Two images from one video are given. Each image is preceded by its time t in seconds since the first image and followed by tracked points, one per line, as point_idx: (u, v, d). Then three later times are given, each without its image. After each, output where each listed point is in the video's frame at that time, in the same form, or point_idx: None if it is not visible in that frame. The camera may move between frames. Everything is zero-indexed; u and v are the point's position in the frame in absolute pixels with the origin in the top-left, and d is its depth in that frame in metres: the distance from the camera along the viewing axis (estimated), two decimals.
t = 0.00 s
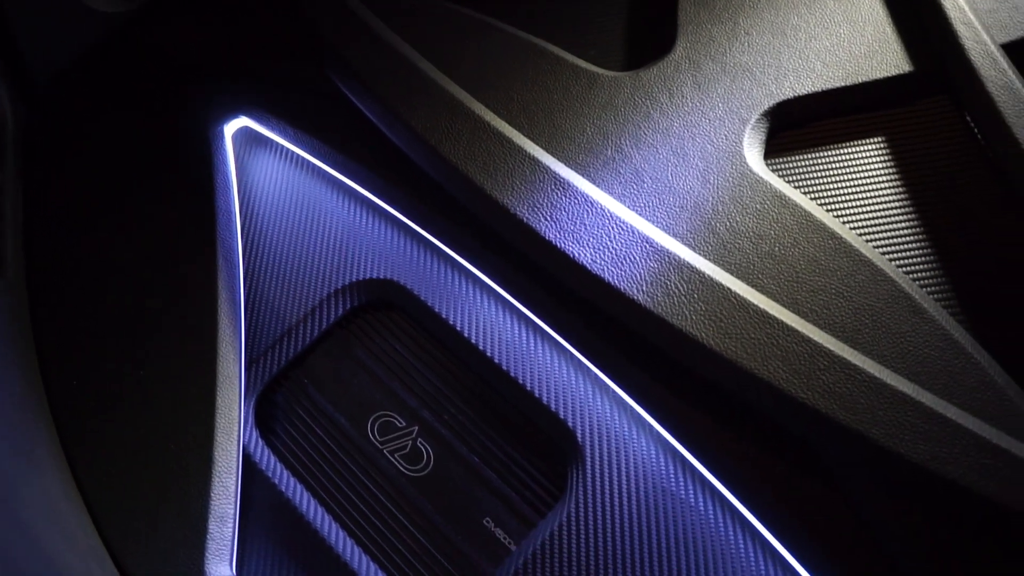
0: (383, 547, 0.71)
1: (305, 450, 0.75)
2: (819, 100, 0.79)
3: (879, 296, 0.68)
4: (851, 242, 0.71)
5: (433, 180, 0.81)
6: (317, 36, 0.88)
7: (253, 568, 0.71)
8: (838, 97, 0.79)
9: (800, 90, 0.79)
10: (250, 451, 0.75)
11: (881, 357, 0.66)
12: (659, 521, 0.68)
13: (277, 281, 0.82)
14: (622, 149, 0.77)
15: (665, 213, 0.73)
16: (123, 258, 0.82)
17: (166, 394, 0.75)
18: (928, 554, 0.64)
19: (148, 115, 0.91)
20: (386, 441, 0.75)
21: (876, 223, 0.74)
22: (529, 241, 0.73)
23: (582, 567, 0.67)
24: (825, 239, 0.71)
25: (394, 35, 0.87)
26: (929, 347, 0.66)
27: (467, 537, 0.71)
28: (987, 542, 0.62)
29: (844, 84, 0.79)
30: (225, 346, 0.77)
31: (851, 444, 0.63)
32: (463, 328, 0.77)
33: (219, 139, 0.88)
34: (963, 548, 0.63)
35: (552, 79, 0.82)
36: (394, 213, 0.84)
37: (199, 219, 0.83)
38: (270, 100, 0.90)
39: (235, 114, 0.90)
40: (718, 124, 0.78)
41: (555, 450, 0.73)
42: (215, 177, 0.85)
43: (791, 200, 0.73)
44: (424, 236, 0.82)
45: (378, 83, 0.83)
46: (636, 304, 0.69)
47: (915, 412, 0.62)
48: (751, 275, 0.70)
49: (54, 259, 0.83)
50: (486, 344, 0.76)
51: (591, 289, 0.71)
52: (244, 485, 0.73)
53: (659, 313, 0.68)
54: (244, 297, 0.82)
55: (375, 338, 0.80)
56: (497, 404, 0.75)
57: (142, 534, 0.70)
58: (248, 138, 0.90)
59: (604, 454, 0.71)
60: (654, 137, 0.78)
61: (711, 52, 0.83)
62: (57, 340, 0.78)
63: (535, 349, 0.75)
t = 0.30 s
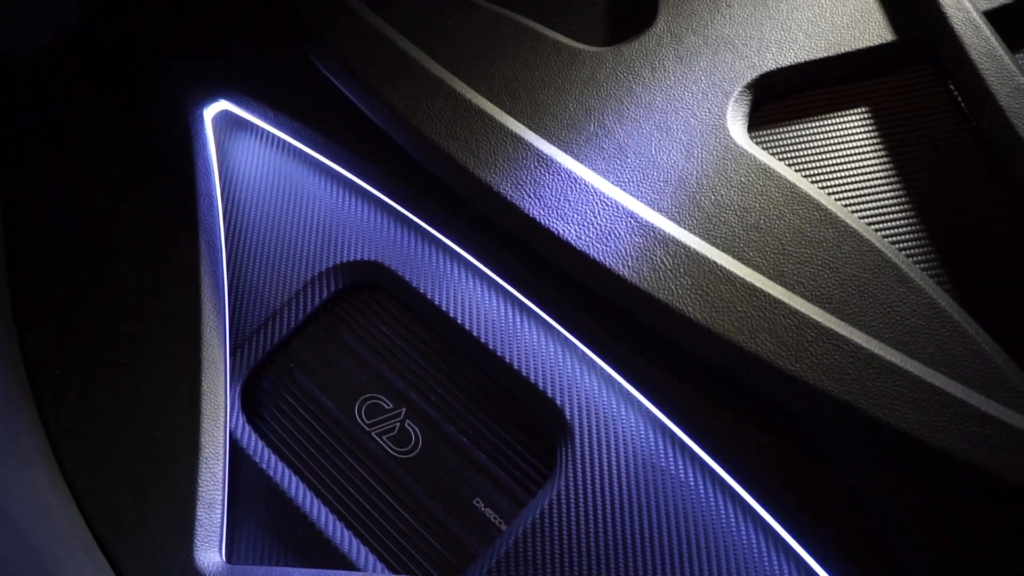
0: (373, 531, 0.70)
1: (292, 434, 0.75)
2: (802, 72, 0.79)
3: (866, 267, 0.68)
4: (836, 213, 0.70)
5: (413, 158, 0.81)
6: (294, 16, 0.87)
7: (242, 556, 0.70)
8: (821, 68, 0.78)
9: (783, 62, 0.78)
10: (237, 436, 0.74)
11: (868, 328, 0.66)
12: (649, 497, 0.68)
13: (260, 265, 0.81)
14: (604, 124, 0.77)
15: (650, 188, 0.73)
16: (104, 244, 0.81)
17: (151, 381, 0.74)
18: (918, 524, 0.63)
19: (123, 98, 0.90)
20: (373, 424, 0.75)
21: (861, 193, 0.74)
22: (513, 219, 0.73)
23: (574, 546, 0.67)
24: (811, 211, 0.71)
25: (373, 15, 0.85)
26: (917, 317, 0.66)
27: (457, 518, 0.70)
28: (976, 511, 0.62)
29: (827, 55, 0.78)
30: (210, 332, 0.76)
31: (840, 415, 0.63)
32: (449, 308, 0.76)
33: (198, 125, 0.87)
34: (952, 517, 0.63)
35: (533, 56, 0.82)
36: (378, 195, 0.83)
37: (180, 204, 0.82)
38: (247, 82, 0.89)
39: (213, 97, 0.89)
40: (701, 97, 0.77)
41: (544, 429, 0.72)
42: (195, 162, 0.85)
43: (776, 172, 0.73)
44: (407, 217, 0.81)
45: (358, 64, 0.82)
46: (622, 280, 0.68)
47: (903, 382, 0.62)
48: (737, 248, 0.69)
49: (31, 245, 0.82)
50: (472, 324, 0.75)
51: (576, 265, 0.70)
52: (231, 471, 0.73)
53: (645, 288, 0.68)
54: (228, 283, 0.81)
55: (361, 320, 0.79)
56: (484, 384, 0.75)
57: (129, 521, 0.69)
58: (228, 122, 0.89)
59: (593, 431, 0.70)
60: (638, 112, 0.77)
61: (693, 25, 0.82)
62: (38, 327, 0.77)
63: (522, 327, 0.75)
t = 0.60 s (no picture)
0: (365, 519, 0.70)
1: (282, 424, 0.74)
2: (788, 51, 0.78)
3: (854, 244, 0.68)
4: (824, 190, 0.70)
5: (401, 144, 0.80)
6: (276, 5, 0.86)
7: (235, 547, 0.68)
8: (806, 47, 0.78)
9: (768, 41, 0.78)
10: (227, 428, 0.73)
11: (858, 305, 0.66)
12: (643, 479, 0.68)
13: (245, 254, 0.81)
14: (590, 107, 0.76)
15: (636, 169, 0.73)
16: (85, 230, 0.79)
17: (137, 371, 0.73)
18: (910, 499, 0.63)
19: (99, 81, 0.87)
20: (363, 412, 0.74)
21: (848, 170, 0.74)
22: (501, 203, 0.72)
23: (568, 529, 0.66)
24: (798, 188, 0.71)
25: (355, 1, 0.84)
26: (906, 293, 0.66)
27: (450, 505, 0.70)
28: (967, 484, 0.62)
29: (812, 33, 0.78)
30: (197, 324, 0.75)
31: (831, 393, 0.63)
32: (438, 294, 0.76)
33: (181, 116, 0.86)
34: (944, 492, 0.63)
35: (516, 39, 0.81)
36: (365, 182, 0.83)
37: (163, 193, 0.81)
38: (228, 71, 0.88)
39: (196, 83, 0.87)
40: (686, 77, 0.77)
41: (535, 413, 0.72)
42: (178, 151, 0.83)
43: (763, 150, 0.72)
44: (394, 204, 0.81)
45: (341, 50, 0.81)
46: (611, 262, 0.68)
47: (894, 358, 0.62)
48: (725, 228, 0.69)
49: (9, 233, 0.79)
50: (461, 309, 0.75)
51: (565, 248, 0.70)
52: (221, 462, 0.72)
53: (635, 269, 0.67)
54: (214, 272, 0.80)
55: (349, 308, 0.79)
56: (474, 370, 0.75)
57: (118, 512, 0.67)
58: (211, 113, 0.88)
59: (585, 414, 0.70)
60: (623, 94, 0.77)
61: (677, 6, 0.82)
62: (18, 315, 0.75)
63: (511, 312, 0.75)
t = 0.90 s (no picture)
0: (358, 511, 0.69)
1: (272, 416, 0.74)
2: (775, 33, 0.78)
3: (845, 224, 0.68)
4: (812, 171, 0.70)
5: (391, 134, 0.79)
6: None
7: (228, 542, 0.67)
8: (792, 28, 0.78)
9: (754, 23, 0.78)
10: (217, 422, 0.72)
11: (849, 284, 0.66)
12: (637, 464, 0.67)
13: (232, 246, 0.80)
14: (577, 92, 0.76)
15: (624, 153, 0.72)
16: (68, 222, 0.78)
17: (124, 366, 0.72)
18: (907, 478, 0.63)
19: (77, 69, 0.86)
20: (354, 403, 0.74)
21: (837, 150, 0.73)
22: (489, 190, 0.72)
23: (563, 515, 0.66)
24: (787, 170, 0.70)
25: None
26: (897, 273, 0.66)
27: (444, 495, 0.70)
28: (962, 462, 0.62)
29: (798, 15, 0.78)
30: (185, 317, 0.74)
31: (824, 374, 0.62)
32: (427, 283, 0.76)
33: (165, 107, 0.85)
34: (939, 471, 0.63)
35: (501, 26, 0.81)
36: (352, 173, 0.82)
37: (148, 186, 0.80)
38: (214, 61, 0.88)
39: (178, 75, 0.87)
40: (673, 61, 0.77)
41: (528, 400, 0.72)
42: (162, 144, 0.82)
43: (751, 133, 0.72)
44: (382, 194, 0.81)
45: (325, 38, 0.80)
46: (601, 246, 0.67)
47: (887, 337, 0.62)
48: (714, 210, 0.69)
49: None
50: (451, 298, 0.75)
51: (554, 233, 0.70)
52: (213, 456, 0.71)
53: (625, 253, 0.67)
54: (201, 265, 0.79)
55: (338, 299, 0.78)
56: (466, 358, 0.74)
57: (109, 508, 0.66)
58: (196, 105, 0.87)
59: (578, 400, 0.70)
60: (610, 79, 0.77)
61: None
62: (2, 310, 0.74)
63: (501, 299, 0.74)
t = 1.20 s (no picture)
0: (354, 505, 0.69)
1: (264, 411, 0.73)
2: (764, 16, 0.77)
3: (837, 206, 0.68)
4: (803, 153, 0.70)
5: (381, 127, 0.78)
6: None
7: (222, 538, 0.67)
8: (780, 11, 0.77)
9: (742, 6, 0.77)
10: (209, 418, 0.72)
11: (843, 266, 0.65)
12: (634, 451, 0.67)
13: (220, 241, 0.79)
14: (565, 79, 0.76)
15: (614, 139, 0.72)
16: (53, 220, 0.77)
17: (113, 364, 0.71)
18: (905, 460, 0.63)
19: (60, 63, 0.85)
20: (347, 397, 0.73)
21: (827, 132, 0.73)
22: (478, 178, 0.71)
23: (560, 505, 0.65)
24: (778, 153, 0.70)
25: None
26: (890, 254, 0.66)
27: (439, 487, 0.69)
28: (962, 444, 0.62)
29: None
30: (174, 313, 0.73)
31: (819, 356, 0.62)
32: (418, 274, 0.75)
33: (149, 102, 0.84)
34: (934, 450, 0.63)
35: (487, 14, 0.80)
36: (340, 165, 0.82)
37: (134, 182, 0.79)
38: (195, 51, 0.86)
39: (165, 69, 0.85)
40: (661, 46, 0.76)
41: (521, 390, 0.71)
42: (148, 140, 0.82)
43: (741, 116, 0.72)
44: (371, 186, 0.80)
45: (309, 29, 0.79)
46: (593, 232, 0.67)
47: (883, 318, 0.62)
48: (706, 194, 0.68)
49: None
50: (443, 288, 0.74)
51: (544, 221, 0.69)
52: (205, 452, 0.70)
53: (617, 239, 0.66)
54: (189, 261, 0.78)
55: (328, 292, 0.78)
56: (459, 348, 0.74)
57: (101, 507, 0.66)
58: (180, 100, 0.86)
59: (572, 388, 0.69)
60: (598, 65, 0.76)
61: None
62: None
63: (493, 289, 0.74)
